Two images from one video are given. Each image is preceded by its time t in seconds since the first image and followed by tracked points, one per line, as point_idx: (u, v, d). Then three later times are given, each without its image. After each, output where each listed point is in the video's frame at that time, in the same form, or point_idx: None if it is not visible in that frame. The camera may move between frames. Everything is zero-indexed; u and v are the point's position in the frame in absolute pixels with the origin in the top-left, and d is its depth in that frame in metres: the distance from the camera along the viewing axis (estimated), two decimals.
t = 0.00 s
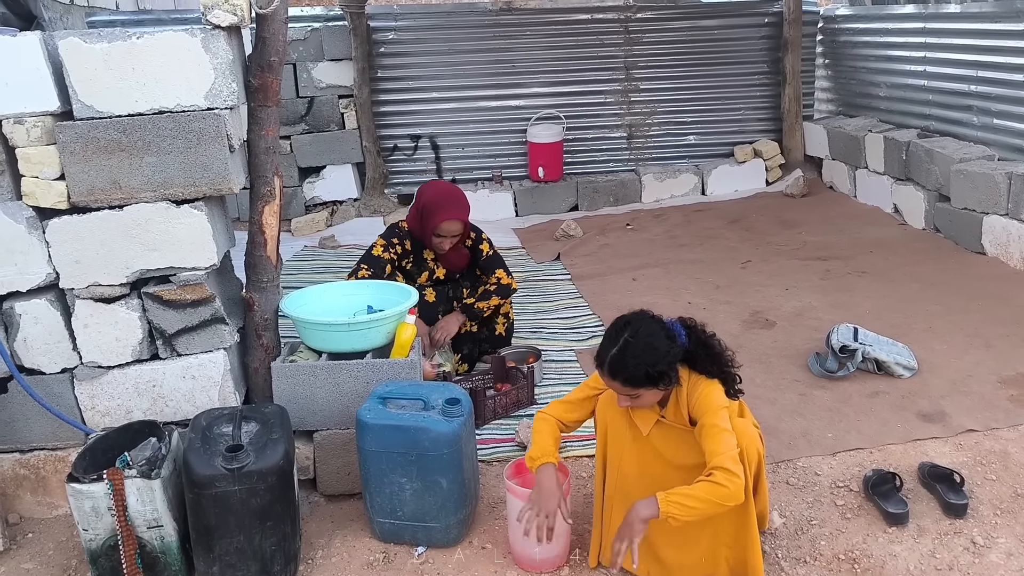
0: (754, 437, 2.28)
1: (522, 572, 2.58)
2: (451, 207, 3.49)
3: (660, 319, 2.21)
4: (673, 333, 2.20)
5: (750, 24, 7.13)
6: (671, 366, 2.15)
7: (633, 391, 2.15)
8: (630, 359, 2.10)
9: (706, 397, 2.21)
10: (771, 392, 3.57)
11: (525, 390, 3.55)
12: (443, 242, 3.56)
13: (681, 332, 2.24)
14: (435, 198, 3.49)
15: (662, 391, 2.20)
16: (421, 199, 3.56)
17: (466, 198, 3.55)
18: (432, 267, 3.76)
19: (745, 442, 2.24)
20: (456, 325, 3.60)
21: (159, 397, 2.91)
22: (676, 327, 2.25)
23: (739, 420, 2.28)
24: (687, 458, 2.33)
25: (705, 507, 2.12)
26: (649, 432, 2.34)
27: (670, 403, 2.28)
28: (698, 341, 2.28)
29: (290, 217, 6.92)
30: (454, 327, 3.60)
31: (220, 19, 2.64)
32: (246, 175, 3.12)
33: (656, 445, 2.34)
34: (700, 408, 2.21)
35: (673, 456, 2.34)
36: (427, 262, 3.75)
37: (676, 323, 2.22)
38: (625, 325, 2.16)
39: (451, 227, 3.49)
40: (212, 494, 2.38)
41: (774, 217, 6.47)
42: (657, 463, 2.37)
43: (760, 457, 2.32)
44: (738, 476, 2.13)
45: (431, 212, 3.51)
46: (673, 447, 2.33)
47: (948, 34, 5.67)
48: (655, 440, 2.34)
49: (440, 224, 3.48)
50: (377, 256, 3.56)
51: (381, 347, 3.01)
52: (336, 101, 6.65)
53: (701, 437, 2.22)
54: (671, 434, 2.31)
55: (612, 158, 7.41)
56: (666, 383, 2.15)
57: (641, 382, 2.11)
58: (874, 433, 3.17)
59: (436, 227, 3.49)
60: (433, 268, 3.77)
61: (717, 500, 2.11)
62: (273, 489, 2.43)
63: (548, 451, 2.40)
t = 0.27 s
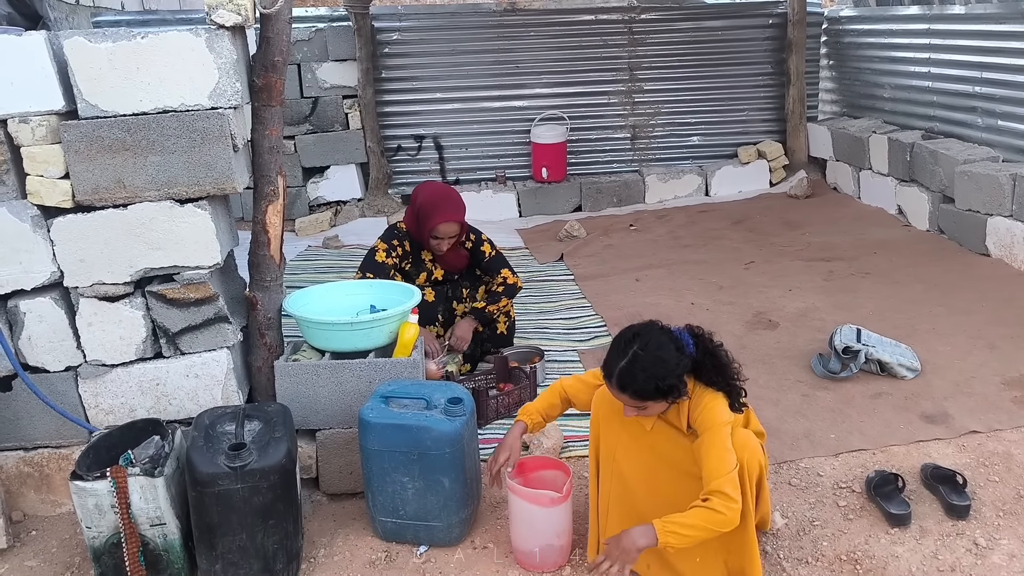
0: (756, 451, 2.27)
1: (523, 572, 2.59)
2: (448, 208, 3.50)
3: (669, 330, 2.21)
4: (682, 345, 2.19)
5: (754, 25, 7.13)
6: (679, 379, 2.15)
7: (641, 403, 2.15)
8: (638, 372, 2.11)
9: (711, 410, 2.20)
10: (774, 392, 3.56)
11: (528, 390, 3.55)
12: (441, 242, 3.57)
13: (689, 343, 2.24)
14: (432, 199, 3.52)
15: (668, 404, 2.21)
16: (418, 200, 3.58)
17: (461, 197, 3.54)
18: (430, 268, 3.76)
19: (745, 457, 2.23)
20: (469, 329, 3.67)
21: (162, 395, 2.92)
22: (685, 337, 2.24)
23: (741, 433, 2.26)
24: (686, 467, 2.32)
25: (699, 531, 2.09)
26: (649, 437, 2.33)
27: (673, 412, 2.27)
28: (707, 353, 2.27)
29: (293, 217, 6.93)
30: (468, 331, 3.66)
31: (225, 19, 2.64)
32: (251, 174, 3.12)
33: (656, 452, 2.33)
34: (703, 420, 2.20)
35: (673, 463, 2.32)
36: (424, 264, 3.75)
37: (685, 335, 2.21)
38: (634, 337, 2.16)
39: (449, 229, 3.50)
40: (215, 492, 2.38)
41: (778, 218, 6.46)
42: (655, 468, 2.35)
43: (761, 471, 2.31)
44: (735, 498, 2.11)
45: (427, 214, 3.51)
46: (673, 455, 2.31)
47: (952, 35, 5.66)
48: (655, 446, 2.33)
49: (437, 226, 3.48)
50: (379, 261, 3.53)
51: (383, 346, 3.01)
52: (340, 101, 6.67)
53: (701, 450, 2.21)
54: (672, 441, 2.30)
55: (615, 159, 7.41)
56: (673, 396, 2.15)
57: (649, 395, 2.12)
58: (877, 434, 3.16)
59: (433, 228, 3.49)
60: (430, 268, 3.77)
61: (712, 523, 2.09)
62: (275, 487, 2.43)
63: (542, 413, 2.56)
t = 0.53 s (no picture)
0: (745, 464, 2.27)
1: (522, 568, 2.60)
2: (445, 208, 3.50)
3: (665, 339, 2.19)
4: (677, 355, 2.18)
5: (754, 24, 7.13)
6: (671, 392, 2.14)
7: (630, 412, 2.16)
8: (629, 383, 2.11)
9: (700, 424, 2.20)
10: (773, 390, 3.57)
11: (527, 387, 3.55)
12: (439, 242, 3.58)
13: (686, 353, 2.22)
14: (428, 198, 3.51)
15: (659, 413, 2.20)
16: (414, 200, 3.58)
17: (458, 197, 3.54)
18: (429, 267, 3.76)
19: (731, 469, 2.25)
20: (471, 325, 3.67)
21: (162, 391, 2.92)
22: (681, 346, 2.22)
23: (732, 445, 2.26)
24: (674, 470, 2.35)
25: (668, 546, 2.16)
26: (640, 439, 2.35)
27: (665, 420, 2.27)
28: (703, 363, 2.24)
29: (294, 214, 6.93)
30: (470, 328, 3.66)
31: (225, 16, 2.65)
32: (251, 171, 3.13)
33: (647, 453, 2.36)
34: (691, 433, 2.20)
35: (661, 465, 2.36)
36: (423, 262, 3.75)
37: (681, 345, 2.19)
38: (628, 345, 2.15)
39: (446, 229, 3.50)
40: (214, 488, 2.39)
41: (778, 217, 6.46)
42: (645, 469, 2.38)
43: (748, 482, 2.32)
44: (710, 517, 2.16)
45: (424, 213, 3.52)
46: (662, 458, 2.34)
47: (953, 34, 5.66)
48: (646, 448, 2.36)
49: (434, 226, 3.48)
50: (379, 261, 3.52)
51: (383, 343, 3.02)
52: (341, 98, 6.67)
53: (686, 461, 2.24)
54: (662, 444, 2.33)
55: (616, 157, 7.41)
56: (662, 407, 2.15)
57: (638, 405, 2.12)
58: (876, 432, 3.16)
59: (429, 228, 3.50)
60: (429, 267, 3.76)
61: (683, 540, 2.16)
62: (274, 483, 2.44)
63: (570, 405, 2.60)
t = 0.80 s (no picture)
0: (743, 470, 2.25)
1: (521, 565, 2.60)
2: (448, 207, 3.50)
3: (665, 348, 2.18)
4: (677, 363, 2.17)
5: (756, 22, 7.12)
6: (672, 400, 2.13)
7: (631, 420, 2.16)
8: (631, 392, 2.10)
9: (698, 433, 2.19)
10: (774, 388, 3.57)
11: (528, 385, 3.56)
12: (442, 242, 3.59)
13: (686, 360, 2.21)
14: (431, 198, 3.52)
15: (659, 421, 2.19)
16: (418, 199, 3.58)
17: (461, 196, 3.55)
18: (430, 265, 3.77)
19: (729, 476, 2.23)
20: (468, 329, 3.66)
21: (162, 387, 2.93)
22: (681, 353, 2.21)
23: (731, 451, 2.25)
24: (672, 472, 2.35)
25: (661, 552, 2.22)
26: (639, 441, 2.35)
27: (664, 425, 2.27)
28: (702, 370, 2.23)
29: (295, 211, 6.93)
30: (468, 332, 3.65)
31: (226, 13, 2.67)
32: (251, 168, 3.13)
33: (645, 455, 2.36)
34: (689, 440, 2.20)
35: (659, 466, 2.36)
36: (425, 261, 3.76)
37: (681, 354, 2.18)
38: (630, 354, 2.14)
39: (449, 229, 3.50)
40: (215, 484, 2.39)
41: (779, 215, 6.46)
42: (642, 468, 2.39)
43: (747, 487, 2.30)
44: (704, 525, 2.19)
45: (427, 213, 3.52)
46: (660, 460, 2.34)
47: (955, 32, 5.65)
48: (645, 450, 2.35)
49: (438, 226, 3.49)
50: (385, 259, 3.54)
51: (384, 340, 3.02)
52: (343, 96, 6.67)
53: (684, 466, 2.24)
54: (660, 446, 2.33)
55: (617, 155, 7.40)
56: (663, 415, 2.14)
57: (639, 413, 2.12)
58: (876, 430, 3.16)
59: (433, 228, 3.50)
60: (431, 266, 3.78)
61: (676, 546, 2.21)
62: (275, 480, 2.44)
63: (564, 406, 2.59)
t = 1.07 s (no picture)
0: (745, 467, 2.25)
1: (522, 561, 2.60)
2: (454, 203, 3.49)
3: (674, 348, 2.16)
4: (686, 362, 2.15)
5: (760, 19, 7.10)
6: (688, 400, 2.12)
7: (648, 424, 2.14)
8: (649, 399, 2.08)
9: (702, 434, 2.19)
10: (775, 385, 3.56)
11: (529, 381, 3.55)
12: (449, 239, 3.57)
13: (693, 356, 2.20)
14: (436, 195, 3.50)
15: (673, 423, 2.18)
16: (422, 196, 3.55)
17: (466, 191, 3.54)
18: (434, 263, 3.77)
19: (731, 475, 2.22)
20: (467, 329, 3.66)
21: (164, 382, 2.93)
22: (688, 350, 2.19)
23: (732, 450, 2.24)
24: (673, 471, 2.34)
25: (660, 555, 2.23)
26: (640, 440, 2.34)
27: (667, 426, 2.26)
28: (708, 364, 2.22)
29: (297, 207, 6.93)
30: (465, 335, 3.63)
31: (228, 7, 2.65)
32: (253, 164, 3.13)
33: (646, 454, 2.35)
34: (696, 441, 2.19)
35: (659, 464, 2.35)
36: (429, 258, 3.76)
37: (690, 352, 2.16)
38: (643, 359, 2.11)
39: (456, 225, 3.49)
40: (215, 479, 2.39)
41: (782, 212, 6.45)
42: (643, 468, 2.38)
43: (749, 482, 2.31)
44: (704, 524, 2.20)
45: (434, 210, 3.50)
46: (661, 459, 2.34)
47: (959, 30, 5.63)
48: (646, 448, 2.34)
49: (445, 222, 3.47)
50: (389, 256, 3.56)
51: (385, 336, 3.02)
52: (345, 92, 6.67)
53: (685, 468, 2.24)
54: (661, 446, 2.32)
55: (619, 152, 7.40)
56: (680, 417, 2.13)
57: (657, 417, 2.11)
58: (878, 427, 3.16)
59: (441, 224, 3.48)
60: (435, 263, 3.77)
61: (678, 546, 2.23)
62: (276, 475, 2.44)
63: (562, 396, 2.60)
